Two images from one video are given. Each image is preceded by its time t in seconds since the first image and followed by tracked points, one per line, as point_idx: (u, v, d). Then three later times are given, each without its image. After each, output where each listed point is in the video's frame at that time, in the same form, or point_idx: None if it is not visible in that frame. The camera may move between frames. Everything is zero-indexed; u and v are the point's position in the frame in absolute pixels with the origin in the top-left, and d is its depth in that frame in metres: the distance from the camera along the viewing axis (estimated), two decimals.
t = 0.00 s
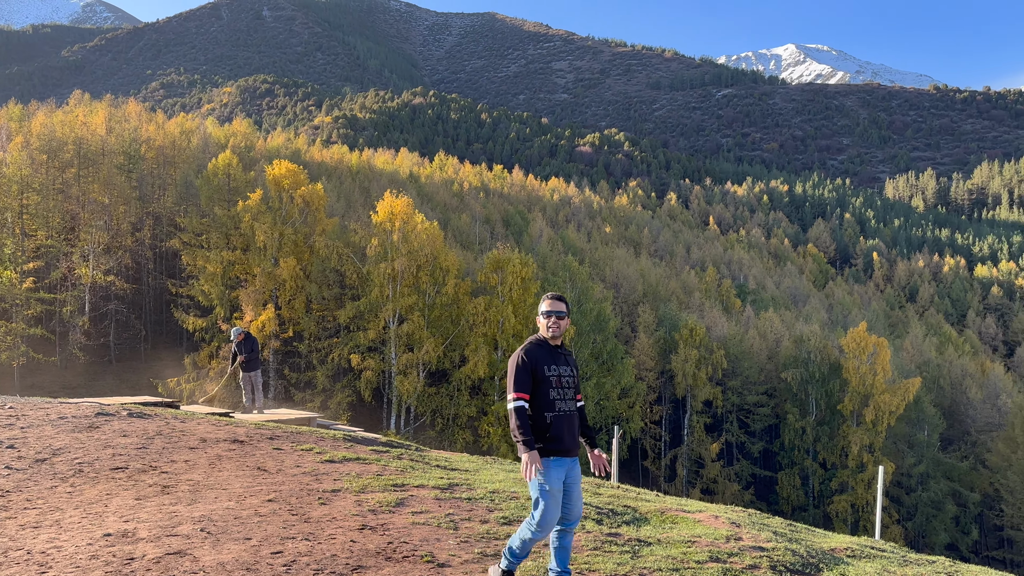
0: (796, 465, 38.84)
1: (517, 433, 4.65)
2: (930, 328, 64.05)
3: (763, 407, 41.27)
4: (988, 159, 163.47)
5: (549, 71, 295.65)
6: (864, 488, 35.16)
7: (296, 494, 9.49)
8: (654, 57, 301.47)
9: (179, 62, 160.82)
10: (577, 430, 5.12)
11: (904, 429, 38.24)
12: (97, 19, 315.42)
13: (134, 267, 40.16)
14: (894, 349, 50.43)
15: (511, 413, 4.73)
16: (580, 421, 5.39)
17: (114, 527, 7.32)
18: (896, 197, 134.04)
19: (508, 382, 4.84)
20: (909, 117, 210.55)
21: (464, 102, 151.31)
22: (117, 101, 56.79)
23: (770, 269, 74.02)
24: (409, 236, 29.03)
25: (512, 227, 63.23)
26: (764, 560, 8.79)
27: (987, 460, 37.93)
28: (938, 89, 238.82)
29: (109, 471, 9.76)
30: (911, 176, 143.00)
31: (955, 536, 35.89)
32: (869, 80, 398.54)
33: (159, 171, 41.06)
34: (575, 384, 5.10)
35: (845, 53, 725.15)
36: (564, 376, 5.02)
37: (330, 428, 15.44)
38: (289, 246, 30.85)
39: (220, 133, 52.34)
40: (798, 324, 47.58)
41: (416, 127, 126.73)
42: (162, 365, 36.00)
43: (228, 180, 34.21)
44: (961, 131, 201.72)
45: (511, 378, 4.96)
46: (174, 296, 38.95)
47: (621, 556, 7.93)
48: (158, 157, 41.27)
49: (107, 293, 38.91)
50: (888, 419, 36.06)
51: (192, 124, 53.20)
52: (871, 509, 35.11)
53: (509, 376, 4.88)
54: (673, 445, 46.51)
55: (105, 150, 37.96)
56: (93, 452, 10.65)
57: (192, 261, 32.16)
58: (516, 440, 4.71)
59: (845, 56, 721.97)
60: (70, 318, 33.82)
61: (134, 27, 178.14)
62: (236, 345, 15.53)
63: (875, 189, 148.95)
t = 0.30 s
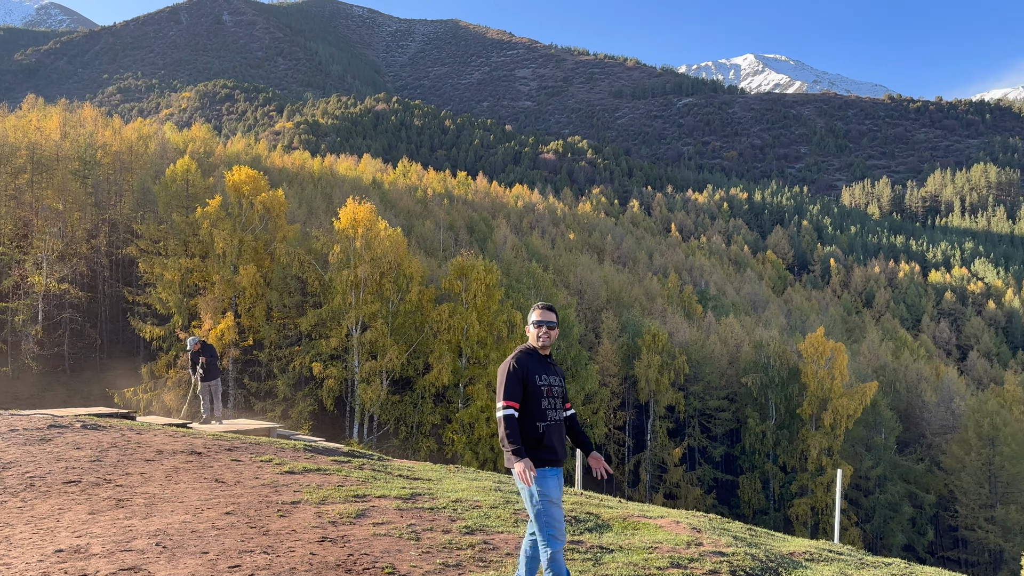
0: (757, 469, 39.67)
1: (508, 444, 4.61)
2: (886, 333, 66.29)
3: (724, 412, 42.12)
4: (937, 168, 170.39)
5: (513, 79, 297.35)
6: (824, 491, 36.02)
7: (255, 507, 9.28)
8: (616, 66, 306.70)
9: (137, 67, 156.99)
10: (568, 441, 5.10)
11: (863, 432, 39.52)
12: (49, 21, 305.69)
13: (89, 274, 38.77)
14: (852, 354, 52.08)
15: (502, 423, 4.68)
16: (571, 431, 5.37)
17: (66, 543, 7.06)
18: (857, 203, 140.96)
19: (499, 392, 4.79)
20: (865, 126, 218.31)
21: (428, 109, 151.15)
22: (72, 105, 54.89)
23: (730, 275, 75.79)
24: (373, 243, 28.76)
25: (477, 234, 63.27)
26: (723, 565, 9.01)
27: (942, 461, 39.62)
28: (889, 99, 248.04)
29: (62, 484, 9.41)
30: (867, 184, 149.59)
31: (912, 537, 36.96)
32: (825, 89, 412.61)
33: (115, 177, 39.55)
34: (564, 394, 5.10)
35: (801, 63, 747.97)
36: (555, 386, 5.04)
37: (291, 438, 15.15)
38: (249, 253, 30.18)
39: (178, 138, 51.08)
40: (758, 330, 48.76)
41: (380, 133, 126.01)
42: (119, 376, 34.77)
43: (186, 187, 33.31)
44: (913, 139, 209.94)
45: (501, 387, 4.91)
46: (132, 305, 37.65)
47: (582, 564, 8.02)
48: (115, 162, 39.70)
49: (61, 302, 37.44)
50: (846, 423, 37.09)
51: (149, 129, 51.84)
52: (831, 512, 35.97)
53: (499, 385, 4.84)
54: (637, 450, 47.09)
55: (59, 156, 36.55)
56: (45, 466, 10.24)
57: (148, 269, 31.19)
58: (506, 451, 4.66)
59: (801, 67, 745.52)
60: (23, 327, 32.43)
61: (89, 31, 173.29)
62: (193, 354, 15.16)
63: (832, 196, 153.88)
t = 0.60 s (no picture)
0: (719, 472, 40.40)
1: (497, 464, 4.73)
2: (842, 336, 68.56)
3: (686, 416, 42.87)
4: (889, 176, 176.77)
5: (477, 85, 297.85)
6: (783, 494, 36.86)
7: (212, 518, 9.06)
8: (578, 73, 310.79)
9: (91, 69, 152.50)
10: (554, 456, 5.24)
11: (820, 435, 40.66)
12: None
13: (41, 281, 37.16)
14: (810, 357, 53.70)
15: (489, 441, 4.79)
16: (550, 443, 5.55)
17: (15, 558, 6.79)
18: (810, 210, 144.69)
19: (487, 410, 4.88)
20: (821, 134, 225.98)
21: (391, 113, 150.14)
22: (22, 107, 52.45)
23: (692, 280, 77.33)
24: (334, 248, 28.34)
25: (440, 240, 63.10)
26: (684, 568, 9.22)
27: (898, 463, 40.89)
28: (844, 107, 256.32)
29: (11, 497, 9.03)
30: (823, 191, 154.36)
31: (869, 538, 37.95)
32: (780, 98, 426.03)
33: (69, 182, 38.08)
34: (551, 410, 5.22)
35: (759, 72, 768.59)
36: (544, 402, 5.17)
37: (250, 446, 14.84)
38: (207, 258, 29.42)
39: (135, 142, 49.53)
40: (718, 334, 49.80)
41: (342, 138, 124.73)
42: (72, 385, 33.35)
43: (143, 191, 32.30)
44: (867, 146, 217.84)
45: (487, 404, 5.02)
46: (87, 312, 36.15)
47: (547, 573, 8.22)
48: (68, 167, 38.02)
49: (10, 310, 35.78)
50: (803, 425, 38.08)
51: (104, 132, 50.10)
52: (790, 514, 36.76)
53: (488, 402, 4.94)
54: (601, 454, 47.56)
55: (8, 159, 35.11)
56: None
57: (103, 275, 30.22)
58: (494, 471, 4.79)
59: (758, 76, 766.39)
60: None
61: (40, 32, 167.50)
62: (147, 361, 14.71)
63: (790, 203, 158.72)
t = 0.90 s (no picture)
0: (681, 471, 41.13)
1: (501, 466, 4.79)
2: (800, 337, 70.63)
3: (649, 416, 43.55)
4: (845, 179, 182.48)
5: (441, 86, 296.83)
6: (743, 492, 37.70)
7: (167, 522, 8.84)
8: (543, 75, 312.91)
9: (43, 65, 147.25)
10: (546, 459, 5.38)
11: (779, 433, 41.74)
12: None
13: None
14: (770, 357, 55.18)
15: (488, 448, 4.85)
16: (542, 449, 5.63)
17: None
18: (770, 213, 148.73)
19: (483, 413, 4.93)
20: (781, 139, 232.51)
21: (354, 113, 148.57)
22: None
23: (654, 282, 78.62)
24: (295, 248, 27.92)
25: (404, 240, 62.61)
26: (643, 566, 9.44)
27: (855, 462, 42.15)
28: (804, 112, 263.70)
29: None
30: (782, 195, 158.75)
31: (826, 535, 39.11)
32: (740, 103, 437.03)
33: (21, 180, 36.56)
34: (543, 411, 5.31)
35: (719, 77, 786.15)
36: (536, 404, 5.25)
37: (209, 450, 14.51)
38: (165, 259, 28.60)
39: (90, 140, 47.90)
40: (680, 335, 50.75)
41: (303, 137, 122.87)
42: (23, 389, 31.89)
43: (98, 190, 31.24)
44: (824, 151, 224.89)
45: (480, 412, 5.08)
46: (39, 313, 34.67)
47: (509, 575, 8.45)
48: (20, 165, 36.67)
49: None
50: (762, 424, 39.03)
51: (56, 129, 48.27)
52: (750, 513, 37.58)
53: (482, 408, 4.98)
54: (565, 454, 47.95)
55: None
56: None
57: (55, 275, 29.12)
58: (499, 475, 4.84)
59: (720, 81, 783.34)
60: None
61: None
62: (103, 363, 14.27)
63: (751, 206, 163.02)
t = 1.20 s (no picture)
0: (644, 466, 41.89)
1: (488, 463, 4.84)
2: (761, 333, 72.51)
3: (612, 412, 44.23)
4: (805, 179, 187.50)
5: (406, 82, 294.34)
6: (704, 487, 38.59)
7: (124, 523, 8.67)
8: (507, 72, 313.41)
9: None
10: (531, 457, 5.43)
11: (740, 429, 42.72)
12: None
13: None
14: (731, 354, 56.63)
15: (476, 444, 4.90)
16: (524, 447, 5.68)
17: None
18: (732, 211, 152.18)
19: (470, 411, 4.95)
20: (743, 138, 237.97)
21: (317, 108, 146.12)
22: None
23: (618, 279, 79.57)
24: (257, 245, 27.31)
25: (368, 237, 61.80)
26: (604, 562, 9.67)
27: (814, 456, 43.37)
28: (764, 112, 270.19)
29: None
30: (744, 194, 162.61)
31: (785, 529, 40.18)
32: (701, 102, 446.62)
33: None
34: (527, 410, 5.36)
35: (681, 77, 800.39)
36: (520, 403, 5.28)
37: (167, 450, 14.17)
38: (123, 255, 27.73)
39: (44, 133, 45.93)
40: (644, 332, 51.56)
41: (265, 132, 120.43)
42: None
43: (53, 185, 30.05)
44: (784, 150, 230.78)
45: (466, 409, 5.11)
46: None
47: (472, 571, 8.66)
48: None
49: None
50: (724, 420, 39.91)
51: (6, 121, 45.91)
52: (711, 507, 38.48)
53: (467, 406, 5.02)
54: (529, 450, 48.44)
55: None
56: None
57: (7, 271, 27.97)
58: (485, 472, 4.89)
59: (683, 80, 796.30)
60: None
61: None
62: (61, 360, 13.80)
63: (713, 205, 166.66)
